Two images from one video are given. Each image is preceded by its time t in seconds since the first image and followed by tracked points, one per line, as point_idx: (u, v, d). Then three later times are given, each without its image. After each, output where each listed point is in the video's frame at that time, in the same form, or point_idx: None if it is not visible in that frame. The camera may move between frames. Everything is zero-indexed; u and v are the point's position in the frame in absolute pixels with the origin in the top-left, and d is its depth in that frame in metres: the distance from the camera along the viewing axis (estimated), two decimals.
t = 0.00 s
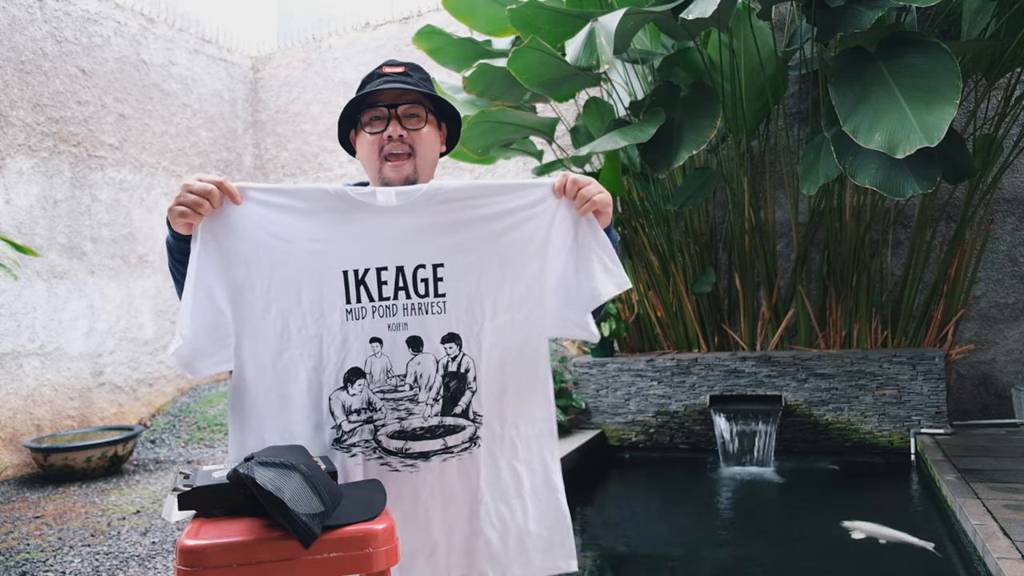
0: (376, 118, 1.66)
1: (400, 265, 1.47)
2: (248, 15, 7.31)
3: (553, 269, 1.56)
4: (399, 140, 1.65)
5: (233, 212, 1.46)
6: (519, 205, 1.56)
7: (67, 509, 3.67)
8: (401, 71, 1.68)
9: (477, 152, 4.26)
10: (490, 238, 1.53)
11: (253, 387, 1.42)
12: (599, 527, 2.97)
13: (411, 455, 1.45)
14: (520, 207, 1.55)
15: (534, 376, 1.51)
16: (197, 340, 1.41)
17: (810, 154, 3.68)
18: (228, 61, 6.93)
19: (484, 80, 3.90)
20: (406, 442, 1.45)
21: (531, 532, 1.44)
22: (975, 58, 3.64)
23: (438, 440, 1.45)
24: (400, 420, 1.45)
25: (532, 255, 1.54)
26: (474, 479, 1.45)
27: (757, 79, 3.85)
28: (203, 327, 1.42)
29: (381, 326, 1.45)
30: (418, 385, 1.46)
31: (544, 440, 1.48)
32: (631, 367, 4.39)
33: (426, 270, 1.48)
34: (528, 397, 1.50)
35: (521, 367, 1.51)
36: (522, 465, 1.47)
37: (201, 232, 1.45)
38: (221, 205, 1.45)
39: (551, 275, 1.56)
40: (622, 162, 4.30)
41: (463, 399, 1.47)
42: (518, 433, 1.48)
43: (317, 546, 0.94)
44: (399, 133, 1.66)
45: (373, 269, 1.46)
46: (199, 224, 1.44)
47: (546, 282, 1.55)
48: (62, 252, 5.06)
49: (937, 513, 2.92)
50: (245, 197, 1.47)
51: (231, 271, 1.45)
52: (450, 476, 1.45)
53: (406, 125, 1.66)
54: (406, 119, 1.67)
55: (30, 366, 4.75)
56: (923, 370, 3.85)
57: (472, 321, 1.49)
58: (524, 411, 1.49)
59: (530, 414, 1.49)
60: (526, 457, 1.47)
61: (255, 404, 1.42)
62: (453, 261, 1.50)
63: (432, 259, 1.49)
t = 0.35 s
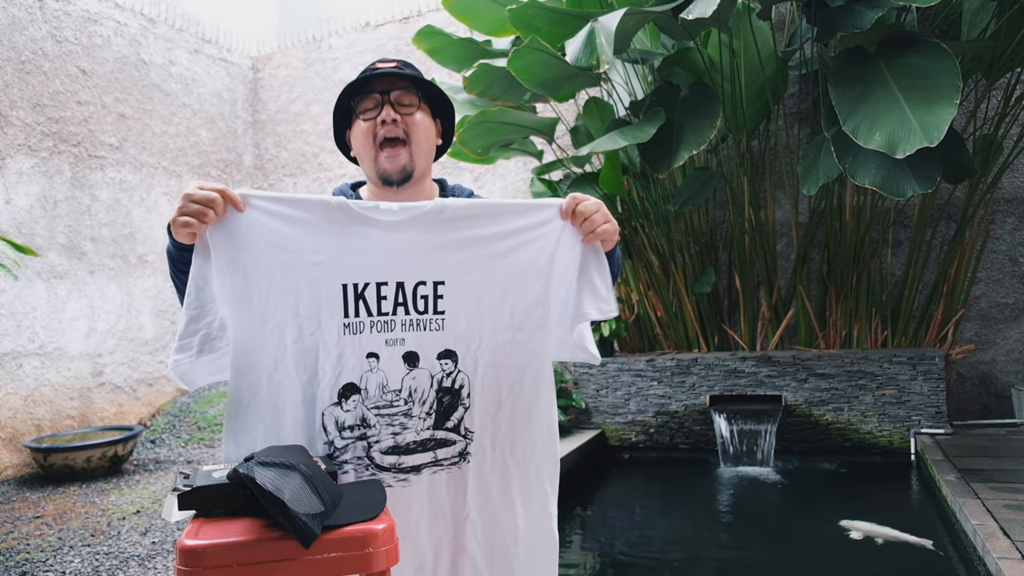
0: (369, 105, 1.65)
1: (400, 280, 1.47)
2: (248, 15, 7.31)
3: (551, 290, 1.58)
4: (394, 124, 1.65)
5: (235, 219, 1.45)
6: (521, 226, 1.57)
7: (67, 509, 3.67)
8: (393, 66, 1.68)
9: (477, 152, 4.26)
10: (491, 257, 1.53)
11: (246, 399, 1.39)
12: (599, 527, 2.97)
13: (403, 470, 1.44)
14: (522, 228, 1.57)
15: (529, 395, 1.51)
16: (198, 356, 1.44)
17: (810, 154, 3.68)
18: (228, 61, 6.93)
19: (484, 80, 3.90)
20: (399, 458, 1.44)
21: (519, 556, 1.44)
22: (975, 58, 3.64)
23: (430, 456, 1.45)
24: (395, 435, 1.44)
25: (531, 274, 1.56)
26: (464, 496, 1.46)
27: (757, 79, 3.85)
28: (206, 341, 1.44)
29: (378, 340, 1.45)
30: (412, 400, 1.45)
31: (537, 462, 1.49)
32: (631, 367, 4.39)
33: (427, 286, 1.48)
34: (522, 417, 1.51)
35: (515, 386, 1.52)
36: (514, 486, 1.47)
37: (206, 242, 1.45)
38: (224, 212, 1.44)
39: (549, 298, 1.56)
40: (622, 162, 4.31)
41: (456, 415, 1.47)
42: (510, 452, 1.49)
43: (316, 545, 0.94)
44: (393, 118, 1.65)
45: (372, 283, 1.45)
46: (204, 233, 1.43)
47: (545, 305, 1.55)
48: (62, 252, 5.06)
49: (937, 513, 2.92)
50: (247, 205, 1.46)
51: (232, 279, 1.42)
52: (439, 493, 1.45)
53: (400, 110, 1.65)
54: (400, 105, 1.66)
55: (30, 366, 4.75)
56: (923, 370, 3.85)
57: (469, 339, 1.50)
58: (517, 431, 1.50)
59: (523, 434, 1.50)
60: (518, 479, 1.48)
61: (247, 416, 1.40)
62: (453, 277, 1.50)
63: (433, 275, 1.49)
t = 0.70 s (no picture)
0: (381, 109, 1.66)
1: (406, 278, 1.47)
2: (248, 15, 7.31)
3: (559, 289, 1.56)
4: (404, 131, 1.65)
5: (242, 215, 1.47)
6: (529, 224, 1.56)
7: (67, 509, 3.68)
8: (405, 65, 1.69)
9: (477, 152, 4.26)
10: (497, 255, 1.53)
11: (258, 393, 1.41)
12: (599, 527, 2.97)
13: (406, 470, 1.44)
14: (530, 225, 1.56)
15: (535, 396, 1.51)
16: (219, 358, 1.43)
17: (810, 154, 3.69)
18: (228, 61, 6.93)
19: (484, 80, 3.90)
20: (402, 457, 1.45)
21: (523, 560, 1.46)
22: (975, 58, 3.64)
23: (434, 457, 1.46)
24: (398, 434, 1.45)
25: (540, 273, 1.55)
26: (470, 496, 1.47)
27: (757, 79, 3.85)
28: (220, 345, 1.44)
29: (383, 337, 1.45)
30: (417, 399, 1.45)
31: (544, 467, 1.49)
32: (631, 367, 4.39)
33: (432, 284, 1.48)
34: (529, 419, 1.51)
35: (521, 386, 1.51)
36: (519, 491, 1.47)
37: (212, 242, 1.47)
38: (231, 210, 1.46)
39: (556, 300, 1.56)
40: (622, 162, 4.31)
41: (460, 418, 1.48)
42: (517, 454, 1.49)
43: (316, 546, 0.94)
44: (404, 125, 1.65)
45: (378, 280, 1.46)
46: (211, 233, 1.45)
47: (551, 307, 1.55)
48: (62, 252, 5.06)
49: (937, 513, 2.92)
50: (253, 200, 1.47)
51: (238, 275, 1.45)
52: (443, 493, 1.46)
53: (411, 117, 1.66)
54: (411, 111, 1.67)
55: (30, 366, 4.75)
56: (923, 370, 3.85)
57: (475, 339, 1.49)
58: (524, 434, 1.50)
59: (530, 436, 1.50)
60: (523, 483, 1.48)
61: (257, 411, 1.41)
62: (459, 275, 1.50)
63: (439, 273, 1.48)
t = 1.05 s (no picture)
0: (383, 106, 1.66)
1: (411, 282, 1.47)
2: (248, 14, 7.31)
3: (566, 289, 1.56)
4: (407, 127, 1.65)
5: (245, 219, 1.48)
6: (535, 224, 1.55)
7: (66, 509, 3.67)
8: (406, 63, 1.69)
9: (477, 151, 4.26)
10: (502, 257, 1.52)
11: (256, 398, 1.43)
12: (599, 527, 2.97)
13: (417, 479, 1.44)
14: (535, 225, 1.55)
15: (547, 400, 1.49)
16: (201, 351, 1.46)
17: (810, 154, 3.69)
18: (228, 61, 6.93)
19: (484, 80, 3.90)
20: (413, 466, 1.44)
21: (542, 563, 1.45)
22: (975, 58, 3.64)
23: (447, 466, 1.44)
24: (408, 443, 1.44)
25: (548, 273, 1.54)
26: (485, 505, 1.45)
27: (757, 79, 3.85)
28: (203, 341, 1.46)
29: (388, 344, 1.45)
30: (426, 407, 1.44)
31: (558, 467, 1.48)
32: (631, 367, 4.39)
33: (438, 288, 1.48)
34: (541, 422, 1.49)
35: (533, 390, 1.49)
36: (535, 494, 1.46)
37: (212, 242, 1.49)
38: (234, 213, 1.47)
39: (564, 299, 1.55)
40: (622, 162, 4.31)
41: (473, 424, 1.46)
42: (531, 458, 1.47)
43: (316, 546, 0.94)
44: (406, 122, 1.65)
45: (383, 285, 1.46)
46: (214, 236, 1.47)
47: (560, 305, 1.54)
48: (62, 252, 5.06)
49: (937, 513, 2.92)
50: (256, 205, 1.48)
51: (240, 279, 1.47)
52: (457, 501, 1.44)
53: (413, 113, 1.66)
54: (413, 108, 1.67)
55: (30, 366, 4.75)
56: (923, 370, 3.85)
57: (484, 342, 1.48)
58: (539, 438, 1.48)
59: (544, 440, 1.48)
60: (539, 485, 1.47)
61: (257, 416, 1.43)
62: (466, 279, 1.50)
63: (445, 276, 1.49)
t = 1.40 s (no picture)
0: (384, 106, 1.67)
1: (410, 277, 1.45)
2: (248, 14, 7.31)
3: (566, 288, 1.51)
4: (408, 127, 1.65)
5: (244, 216, 1.47)
6: (535, 221, 1.51)
7: (67, 509, 3.68)
8: (407, 63, 1.69)
9: (477, 152, 4.26)
10: (502, 253, 1.49)
11: (259, 392, 1.44)
12: (598, 526, 2.97)
13: (410, 466, 1.43)
14: (535, 223, 1.51)
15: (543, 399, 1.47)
16: (209, 358, 1.42)
17: (810, 154, 3.69)
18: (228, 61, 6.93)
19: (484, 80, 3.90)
20: (407, 453, 1.44)
21: (525, 565, 1.42)
22: (975, 58, 3.64)
23: (438, 455, 1.43)
24: (405, 429, 1.44)
25: (548, 270, 1.51)
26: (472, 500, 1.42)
27: (757, 79, 3.85)
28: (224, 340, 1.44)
29: (389, 335, 1.44)
30: (424, 395, 1.44)
31: (547, 464, 1.46)
32: (631, 367, 4.39)
33: (438, 283, 1.46)
34: (536, 420, 1.46)
35: (531, 389, 1.47)
36: (522, 492, 1.43)
37: (217, 241, 1.45)
38: (233, 210, 1.47)
39: (564, 296, 1.51)
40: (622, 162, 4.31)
41: (468, 416, 1.44)
42: (524, 458, 1.45)
43: (316, 546, 0.94)
44: (408, 120, 1.65)
45: (382, 280, 1.45)
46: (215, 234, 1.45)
47: (559, 303, 1.50)
48: (62, 252, 5.07)
49: (937, 513, 2.91)
50: (257, 202, 1.48)
51: (242, 276, 1.46)
52: (447, 495, 1.42)
53: (415, 113, 1.66)
54: (414, 108, 1.67)
55: (30, 366, 4.75)
56: (923, 370, 3.85)
57: (483, 338, 1.46)
58: (533, 437, 1.46)
59: (539, 440, 1.46)
60: (528, 483, 1.44)
61: (262, 411, 1.43)
62: (465, 275, 1.47)
63: (444, 272, 1.46)
